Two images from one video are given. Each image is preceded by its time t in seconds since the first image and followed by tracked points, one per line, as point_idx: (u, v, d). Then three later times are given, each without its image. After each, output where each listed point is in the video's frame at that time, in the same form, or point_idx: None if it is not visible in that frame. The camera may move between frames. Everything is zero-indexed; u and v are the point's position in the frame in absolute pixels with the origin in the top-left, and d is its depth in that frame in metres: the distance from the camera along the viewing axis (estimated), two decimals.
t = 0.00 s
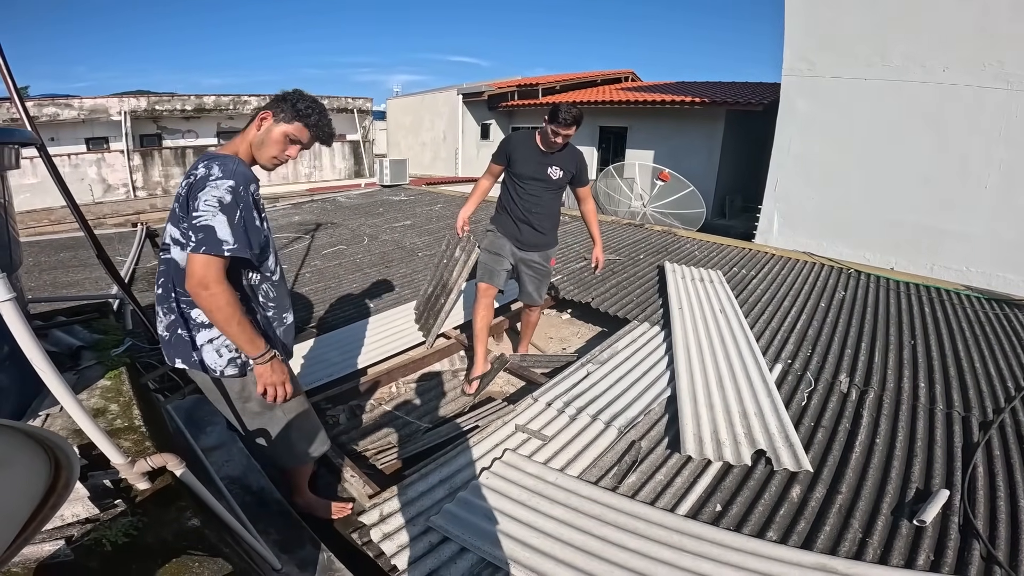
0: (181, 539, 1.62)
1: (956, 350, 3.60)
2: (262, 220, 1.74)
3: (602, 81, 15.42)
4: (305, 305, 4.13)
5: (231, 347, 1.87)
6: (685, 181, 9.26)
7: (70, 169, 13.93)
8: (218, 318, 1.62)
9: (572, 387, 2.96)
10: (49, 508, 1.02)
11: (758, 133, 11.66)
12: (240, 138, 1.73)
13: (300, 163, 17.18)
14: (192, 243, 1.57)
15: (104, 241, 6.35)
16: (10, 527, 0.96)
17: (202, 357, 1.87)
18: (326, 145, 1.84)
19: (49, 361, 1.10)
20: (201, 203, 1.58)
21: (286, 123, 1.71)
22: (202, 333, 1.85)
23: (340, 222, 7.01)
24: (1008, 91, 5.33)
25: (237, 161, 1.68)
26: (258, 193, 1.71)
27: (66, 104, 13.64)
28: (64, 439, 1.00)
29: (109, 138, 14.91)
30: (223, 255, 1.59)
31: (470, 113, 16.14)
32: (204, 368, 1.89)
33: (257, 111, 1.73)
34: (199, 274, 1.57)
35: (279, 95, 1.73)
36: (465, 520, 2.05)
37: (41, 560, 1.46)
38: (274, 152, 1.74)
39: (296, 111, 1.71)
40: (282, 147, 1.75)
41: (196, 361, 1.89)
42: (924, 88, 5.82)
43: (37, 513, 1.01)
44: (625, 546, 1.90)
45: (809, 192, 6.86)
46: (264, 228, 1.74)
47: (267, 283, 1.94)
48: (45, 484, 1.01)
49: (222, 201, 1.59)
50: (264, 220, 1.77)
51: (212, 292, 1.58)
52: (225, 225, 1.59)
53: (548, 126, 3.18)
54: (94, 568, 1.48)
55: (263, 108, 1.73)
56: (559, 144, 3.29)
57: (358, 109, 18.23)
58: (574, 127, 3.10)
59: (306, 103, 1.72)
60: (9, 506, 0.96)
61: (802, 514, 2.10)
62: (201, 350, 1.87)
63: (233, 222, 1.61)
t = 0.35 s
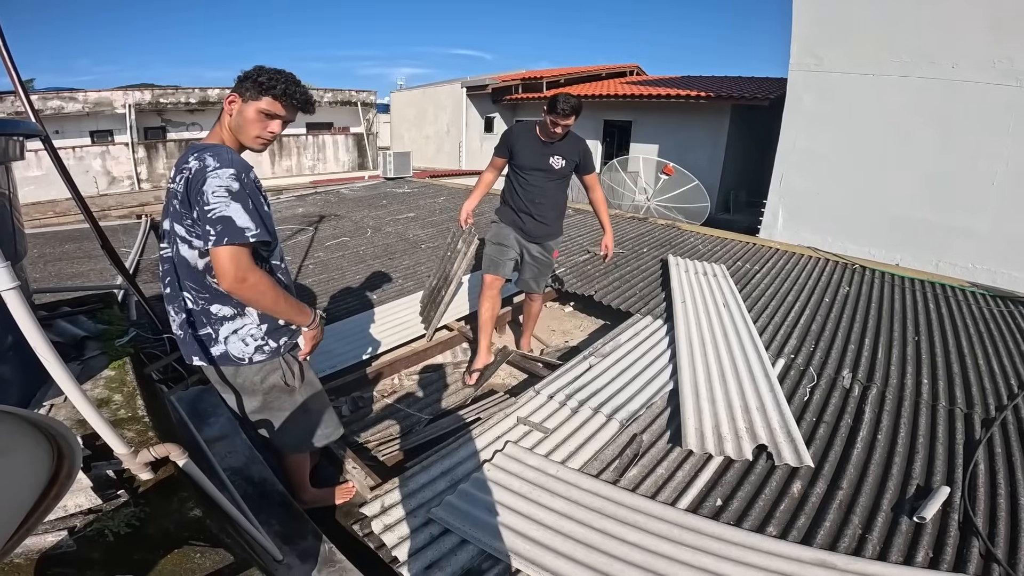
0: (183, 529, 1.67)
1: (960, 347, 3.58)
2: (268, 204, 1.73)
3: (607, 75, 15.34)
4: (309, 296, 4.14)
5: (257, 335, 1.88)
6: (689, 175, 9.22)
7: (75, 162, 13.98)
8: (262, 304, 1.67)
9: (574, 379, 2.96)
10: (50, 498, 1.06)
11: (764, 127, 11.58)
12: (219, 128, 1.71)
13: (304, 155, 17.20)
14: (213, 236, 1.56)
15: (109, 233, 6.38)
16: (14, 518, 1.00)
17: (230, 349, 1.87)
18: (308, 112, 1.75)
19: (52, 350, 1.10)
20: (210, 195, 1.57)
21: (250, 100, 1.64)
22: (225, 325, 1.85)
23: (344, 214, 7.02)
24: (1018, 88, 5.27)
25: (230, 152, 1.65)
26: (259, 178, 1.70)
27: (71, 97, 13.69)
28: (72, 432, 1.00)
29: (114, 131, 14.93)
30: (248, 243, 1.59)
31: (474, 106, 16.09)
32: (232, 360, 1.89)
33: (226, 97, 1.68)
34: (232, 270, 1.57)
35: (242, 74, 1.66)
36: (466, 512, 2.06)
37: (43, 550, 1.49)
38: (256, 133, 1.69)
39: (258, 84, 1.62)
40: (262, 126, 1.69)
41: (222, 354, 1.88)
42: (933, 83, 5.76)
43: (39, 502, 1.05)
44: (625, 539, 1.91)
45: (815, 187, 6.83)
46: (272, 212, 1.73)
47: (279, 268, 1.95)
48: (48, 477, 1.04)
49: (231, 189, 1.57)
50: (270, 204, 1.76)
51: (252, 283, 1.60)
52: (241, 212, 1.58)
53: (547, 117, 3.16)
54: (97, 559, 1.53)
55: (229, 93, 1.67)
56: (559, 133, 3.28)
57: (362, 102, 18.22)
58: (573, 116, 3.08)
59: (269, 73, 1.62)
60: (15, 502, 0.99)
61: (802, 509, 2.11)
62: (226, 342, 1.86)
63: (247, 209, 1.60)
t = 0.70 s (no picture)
0: (184, 520, 1.66)
1: (967, 342, 3.56)
2: (267, 210, 1.71)
3: (613, 66, 15.24)
4: (313, 285, 4.15)
5: (246, 343, 1.88)
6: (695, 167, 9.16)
7: (81, 153, 13.96)
8: (255, 315, 1.65)
9: (577, 370, 2.97)
10: (52, 487, 1.07)
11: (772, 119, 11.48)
12: (217, 120, 1.70)
13: (309, 146, 17.21)
14: (218, 247, 1.55)
15: (115, 222, 6.41)
16: (14, 507, 1.01)
17: (217, 356, 1.88)
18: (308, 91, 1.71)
19: (55, 339, 1.11)
20: (211, 202, 1.55)
21: (244, 86, 1.61)
22: (215, 332, 1.86)
23: (348, 203, 7.02)
24: None
25: (233, 152, 1.62)
26: (258, 182, 1.68)
27: (76, 89, 13.73)
28: (71, 420, 1.01)
29: (119, 122, 14.98)
30: (253, 256, 1.58)
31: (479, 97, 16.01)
32: (219, 367, 1.89)
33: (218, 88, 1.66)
34: (233, 274, 1.58)
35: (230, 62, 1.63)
36: (468, 503, 2.07)
37: (45, 541, 1.49)
38: (257, 120, 1.67)
39: (248, 69, 1.59)
40: (262, 113, 1.67)
41: (210, 360, 1.89)
42: (944, 77, 5.69)
43: (40, 491, 1.06)
44: (626, 532, 1.92)
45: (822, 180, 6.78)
46: (269, 219, 1.71)
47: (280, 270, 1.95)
48: (48, 466, 1.04)
49: (233, 199, 1.56)
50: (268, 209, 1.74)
51: (252, 290, 1.61)
52: (244, 224, 1.57)
53: (557, 108, 3.15)
54: (100, 549, 1.52)
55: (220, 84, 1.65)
56: (568, 125, 3.26)
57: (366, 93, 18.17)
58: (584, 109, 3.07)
59: (257, 57, 1.59)
60: (13, 491, 1.00)
61: (804, 503, 2.11)
62: (214, 349, 1.87)
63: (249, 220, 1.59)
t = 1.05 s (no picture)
0: (188, 515, 1.68)
1: (972, 340, 3.53)
2: (278, 211, 1.70)
3: (616, 60, 15.17)
4: (316, 279, 4.15)
5: (256, 345, 1.88)
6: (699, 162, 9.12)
7: (84, 147, 13.97)
8: (268, 318, 1.65)
9: (580, 364, 2.96)
10: (55, 482, 1.07)
11: (777, 114, 11.41)
12: (244, 116, 1.65)
13: (311, 140, 17.21)
14: (228, 248, 1.56)
15: (119, 216, 6.43)
16: (16, 505, 1.00)
17: (228, 357, 1.87)
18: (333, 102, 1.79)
19: (59, 332, 1.10)
20: (222, 204, 1.55)
21: (293, 97, 1.64)
22: (226, 334, 1.84)
23: (351, 197, 7.02)
24: None
25: (247, 152, 1.61)
26: (271, 183, 1.66)
27: (79, 84, 13.77)
28: (74, 417, 1.00)
29: (123, 117, 15.02)
30: (264, 257, 1.58)
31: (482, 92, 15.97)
32: (230, 369, 1.88)
33: (258, 86, 1.61)
34: (244, 275, 1.58)
35: (276, 64, 1.60)
36: (470, 498, 2.07)
37: (48, 536, 1.50)
38: (286, 126, 1.72)
39: (303, 80, 1.63)
40: (292, 119, 1.72)
41: (222, 361, 1.88)
42: (952, 74, 5.64)
43: (43, 487, 1.06)
44: (628, 527, 1.92)
45: (827, 176, 6.74)
46: (281, 220, 1.71)
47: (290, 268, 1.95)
48: (51, 462, 1.04)
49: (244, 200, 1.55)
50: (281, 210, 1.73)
51: (265, 292, 1.61)
52: (255, 226, 1.56)
53: (565, 104, 3.13)
54: (104, 545, 1.53)
55: (264, 84, 1.61)
56: (575, 121, 3.24)
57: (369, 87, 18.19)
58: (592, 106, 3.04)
59: (308, 67, 1.63)
60: (16, 487, 1.00)
61: (807, 500, 2.10)
62: (226, 350, 1.86)
63: (261, 222, 1.58)
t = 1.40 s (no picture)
0: (188, 509, 1.69)
1: (975, 338, 3.52)
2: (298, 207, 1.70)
3: (619, 56, 15.12)
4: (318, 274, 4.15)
5: (275, 340, 1.89)
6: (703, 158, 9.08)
7: (87, 142, 13.96)
8: (291, 310, 1.67)
9: (581, 360, 2.95)
10: (55, 477, 1.08)
11: (781, 110, 11.36)
12: (264, 111, 1.66)
13: (314, 135, 17.21)
14: (253, 244, 1.56)
15: (121, 210, 6.44)
16: (17, 500, 1.01)
17: (247, 352, 1.88)
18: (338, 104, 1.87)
19: (58, 327, 1.12)
20: (247, 201, 1.54)
21: (314, 98, 1.71)
22: (245, 329, 1.85)
23: (353, 192, 7.02)
24: None
25: (268, 148, 1.61)
26: (291, 179, 1.67)
27: (82, 79, 13.79)
28: (74, 411, 1.02)
29: (126, 112, 15.04)
30: (288, 253, 1.60)
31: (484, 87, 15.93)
32: (249, 363, 1.89)
33: (281, 84, 1.64)
34: (267, 271, 1.59)
35: (302, 65, 1.65)
36: (470, 493, 2.07)
37: (49, 531, 1.51)
38: (298, 124, 1.76)
39: (326, 83, 1.71)
40: (304, 119, 1.77)
41: (240, 355, 1.89)
42: (958, 72, 5.59)
43: (43, 482, 1.07)
44: (628, 523, 1.92)
45: (832, 173, 6.71)
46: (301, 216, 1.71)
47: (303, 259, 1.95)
48: (51, 456, 1.05)
49: (270, 197, 1.55)
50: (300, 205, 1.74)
51: (287, 286, 1.63)
52: (281, 222, 1.57)
53: (569, 100, 3.11)
54: (103, 540, 1.53)
55: (289, 83, 1.64)
56: (579, 117, 3.24)
57: (371, 82, 18.19)
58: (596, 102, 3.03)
59: (329, 70, 1.71)
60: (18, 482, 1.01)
61: (806, 498, 2.10)
62: (245, 345, 1.86)
63: (286, 218, 1.59)
